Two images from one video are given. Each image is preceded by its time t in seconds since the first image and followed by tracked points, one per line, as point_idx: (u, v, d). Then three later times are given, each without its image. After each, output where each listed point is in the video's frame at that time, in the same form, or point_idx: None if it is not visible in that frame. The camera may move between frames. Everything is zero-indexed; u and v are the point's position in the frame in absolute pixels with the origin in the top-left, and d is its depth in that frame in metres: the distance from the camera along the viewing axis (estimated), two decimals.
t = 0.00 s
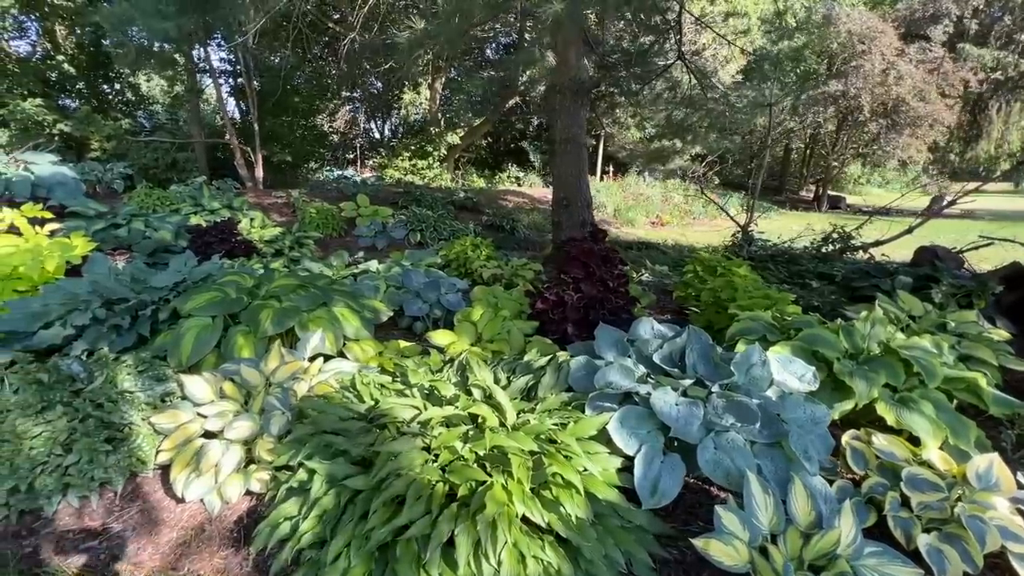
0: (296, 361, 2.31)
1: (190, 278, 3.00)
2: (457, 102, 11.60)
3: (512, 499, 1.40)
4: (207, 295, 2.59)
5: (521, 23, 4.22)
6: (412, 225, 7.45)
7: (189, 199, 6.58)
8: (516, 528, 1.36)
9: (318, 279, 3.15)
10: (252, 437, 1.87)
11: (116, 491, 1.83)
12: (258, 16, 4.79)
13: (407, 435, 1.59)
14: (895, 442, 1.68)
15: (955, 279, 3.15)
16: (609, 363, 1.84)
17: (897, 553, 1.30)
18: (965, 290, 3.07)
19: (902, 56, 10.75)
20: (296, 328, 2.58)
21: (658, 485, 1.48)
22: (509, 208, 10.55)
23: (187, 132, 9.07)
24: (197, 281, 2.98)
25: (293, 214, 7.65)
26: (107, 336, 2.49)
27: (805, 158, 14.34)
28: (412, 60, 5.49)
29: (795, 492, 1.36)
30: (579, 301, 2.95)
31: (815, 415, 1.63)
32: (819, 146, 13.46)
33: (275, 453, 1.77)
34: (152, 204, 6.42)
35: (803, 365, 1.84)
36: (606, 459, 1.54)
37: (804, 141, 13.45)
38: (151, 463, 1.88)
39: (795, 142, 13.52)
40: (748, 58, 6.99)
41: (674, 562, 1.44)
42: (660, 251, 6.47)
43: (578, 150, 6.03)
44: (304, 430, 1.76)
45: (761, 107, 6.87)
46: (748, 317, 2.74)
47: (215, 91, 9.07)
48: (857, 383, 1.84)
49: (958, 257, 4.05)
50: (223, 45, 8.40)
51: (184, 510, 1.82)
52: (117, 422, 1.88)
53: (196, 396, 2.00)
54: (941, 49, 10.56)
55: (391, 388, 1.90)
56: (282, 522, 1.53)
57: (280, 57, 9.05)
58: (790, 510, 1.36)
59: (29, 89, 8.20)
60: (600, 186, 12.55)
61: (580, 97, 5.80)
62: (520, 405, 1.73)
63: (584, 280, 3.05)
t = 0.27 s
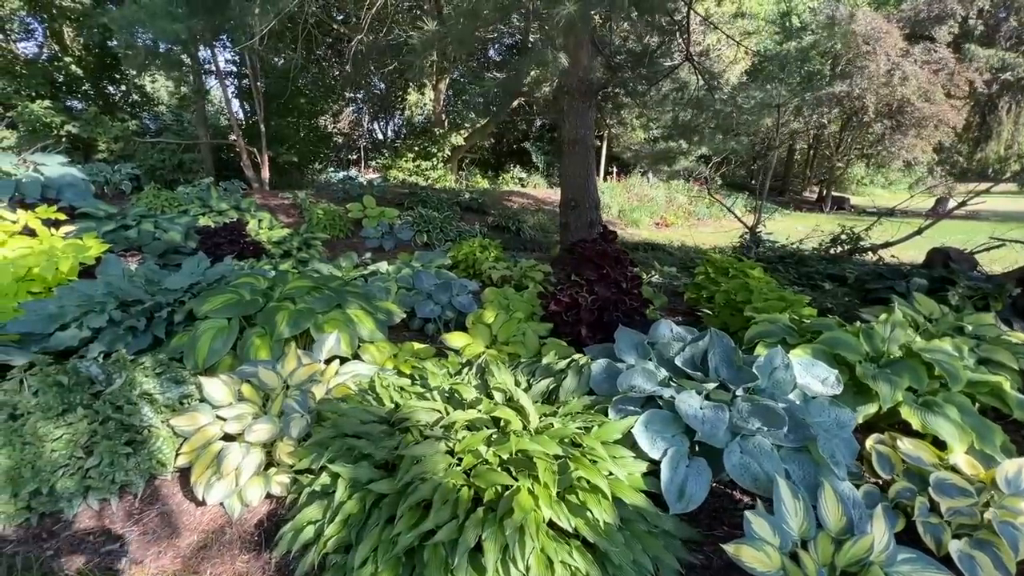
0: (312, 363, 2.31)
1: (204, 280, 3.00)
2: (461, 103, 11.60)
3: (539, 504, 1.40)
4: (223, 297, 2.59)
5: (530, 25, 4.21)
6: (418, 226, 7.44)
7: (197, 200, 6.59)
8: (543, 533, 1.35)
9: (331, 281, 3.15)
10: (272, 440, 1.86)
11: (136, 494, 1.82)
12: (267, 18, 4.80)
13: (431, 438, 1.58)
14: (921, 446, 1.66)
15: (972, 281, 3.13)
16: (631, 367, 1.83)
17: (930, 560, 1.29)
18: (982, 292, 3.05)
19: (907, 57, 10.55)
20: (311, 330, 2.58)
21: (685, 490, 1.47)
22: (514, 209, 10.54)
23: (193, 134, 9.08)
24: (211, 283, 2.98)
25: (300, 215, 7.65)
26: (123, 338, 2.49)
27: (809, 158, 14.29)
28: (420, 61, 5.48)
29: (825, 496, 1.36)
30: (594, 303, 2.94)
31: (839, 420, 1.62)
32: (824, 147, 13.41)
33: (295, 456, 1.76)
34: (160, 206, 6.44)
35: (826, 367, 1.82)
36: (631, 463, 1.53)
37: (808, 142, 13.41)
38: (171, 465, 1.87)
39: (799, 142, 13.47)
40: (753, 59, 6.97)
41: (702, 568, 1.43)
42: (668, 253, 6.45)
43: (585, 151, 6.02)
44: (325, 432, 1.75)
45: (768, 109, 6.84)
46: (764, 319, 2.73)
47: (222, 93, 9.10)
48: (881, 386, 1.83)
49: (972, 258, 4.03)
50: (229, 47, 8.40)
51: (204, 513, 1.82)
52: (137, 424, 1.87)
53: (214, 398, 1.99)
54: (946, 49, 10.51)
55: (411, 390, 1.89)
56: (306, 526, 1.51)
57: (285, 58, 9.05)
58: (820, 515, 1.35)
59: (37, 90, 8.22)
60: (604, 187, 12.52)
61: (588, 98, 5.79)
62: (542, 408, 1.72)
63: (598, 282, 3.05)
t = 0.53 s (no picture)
0: (329, 367, 2.30)
1: (216, 283, 3.00)
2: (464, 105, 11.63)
3: (567, 512, 1.39)
4: (237, 300, 2.58)
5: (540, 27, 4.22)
6: (424, 228, 7.44)
7: (203, 202, 6.58)
8: (573, 540, 1.34)
9: (343, 284, 3.15)
10: (293, 445, 1.85)
11: (155, 500, 1.81)
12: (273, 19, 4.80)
13: (456, 444, 1.57)
14: (946, 452, 1.66)
15: (984, 285, 3.14)
16: (653, 373, 1.83)
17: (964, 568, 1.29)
18: (995, 296, 3.06)
19: (909, 58, 10.60)
20: (326, 334, 2.58)
21: (712, 497, 1.46)
22: (517, 210, 10.53)
23: (197, 135, 9.08)
24: (223, 286, 2.97)
25: (305, 216, 7.65)
26: (138, 342, 2.48)
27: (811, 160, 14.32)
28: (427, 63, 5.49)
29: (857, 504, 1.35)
30: (607, 306, 2.95)
31: (864, 426, 1.62)
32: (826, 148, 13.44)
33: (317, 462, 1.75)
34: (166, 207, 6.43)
35: (848, 373, 1.82)
36: (658, 470, 1.52)
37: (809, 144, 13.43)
38: (190, 470, 1.86)
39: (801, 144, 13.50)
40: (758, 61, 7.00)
41: None
42: (674, 255, 6.45)
43: (592, 153, 6.02)
44: (347, 438, 1.75)
45: (773, 111, 6.86)
46: (778, 323, 2.73)
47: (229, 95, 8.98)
48: (904, 392, 1.82)
49: (981, 261, 4.04)
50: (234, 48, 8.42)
51: (224, 519, 1.81)
52: (156, 430, 1.86)
53: (233, 403, 1.98)
54: (946, 51, 10.56)
55: (431, 395, 1.89)
56: (331, 534, 1.50)
57: (288, 59, 9.05)
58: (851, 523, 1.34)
59: (41, 92, 8.19)
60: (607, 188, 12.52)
61: (595, 100, 5.78)
62: (566, 414, 1.71)
63: (611, 285, 3.05)
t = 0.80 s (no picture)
0: (344, 368, 2.28)
1: (227, 283, 2.98)
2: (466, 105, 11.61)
3: (595, 515, 1.37)
4: (250, 300, 2.57)
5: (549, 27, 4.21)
6: (428, 228, 7.43)
7: (208, 202, 6.56)
8: (601, 544, 1.33)
9: (355, 284, 3.14)
10: (312, 446, 1.83)
11: (172, 502, 1.79)
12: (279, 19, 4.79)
13: (479, 446, 1.56)
14: (973, 454, 1.64)
15: (999, 285, 3.13)
16: (676, 374, 1.81)
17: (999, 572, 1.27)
18: (1010, 297, 3.06)
19: (910, 59, 10.54)
20: (340, 334, 2.56)
21: (741, 500, 1.44)
22: (520, 210, 10.51)
23: (200, 135, 9.05)
24: (234, 287, 2.96)
25: (309, 216, 7.64)
26: (150, 342, 2.46)
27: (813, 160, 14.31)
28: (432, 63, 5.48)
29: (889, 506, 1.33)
30: (621, 307, 2.93)
31: (892, 427, 1.60)
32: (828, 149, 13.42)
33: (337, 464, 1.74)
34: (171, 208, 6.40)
35: (871, 374, 1.80)
36: (685, 472, 1.51)
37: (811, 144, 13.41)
38: (208, 472, 1.84)
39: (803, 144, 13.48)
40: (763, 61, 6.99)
41: None
42: (680, 255, 6.44)
43: (599, 154, 6.01)
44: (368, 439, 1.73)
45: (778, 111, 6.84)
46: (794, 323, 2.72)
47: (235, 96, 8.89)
48: (929, 393, 1.81)
49: (992, 261, 4.03)
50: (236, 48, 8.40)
51: (242, 522, 1.79)
52: (173, 432, 1.84)
53: (249, 404, 1.96)
54: (947, 51, 10.55)
55: (451, 396, 1.87)
56: (354, 537, 1.48)
57: (289, 59, 9.03)
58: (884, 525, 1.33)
59: (44, 91, 8.16)
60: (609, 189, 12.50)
61: (602, 100, 5.78)
62: (588, 416, 1.70)
63: (624, 286, 3.04)
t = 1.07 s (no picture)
0: (357, 367, 2.27)
1: (236, 282, 2.96)
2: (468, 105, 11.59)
3: (621, 515, 1.35)
4: (261, 299, 2.55)
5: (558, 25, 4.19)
6: (433, 228, 7.41)
7: (212, 201, 6.54)
8: (628, 544, 1.31)
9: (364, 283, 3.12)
10: (328, 446, 1.81)
11: (186, 502, 1.77)
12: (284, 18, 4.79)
13: (500, 445, 1.54)
14: (998, 453, 1.62)
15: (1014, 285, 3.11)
16: (695, 372, 1.79)
17: None
18: None
19: (911, 59, 10.46)
20: (352, 333, 2.54)
21: (767, 499, 1.42)
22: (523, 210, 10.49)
23: (202, 135, 9.03)
24: (243, 285, 2.93)
25: (312, 216, 7.62)
26: (161, 341, 2.44)
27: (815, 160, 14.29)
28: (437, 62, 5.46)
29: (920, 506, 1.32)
30: (633, 306, 2.91)
31: (917, 426, 1.58)
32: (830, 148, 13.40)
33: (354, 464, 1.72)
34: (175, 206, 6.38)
35: (893, 373, 1.78)
36: (710, 472, 1.49)
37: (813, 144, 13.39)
38: (223, 471, 1.82)
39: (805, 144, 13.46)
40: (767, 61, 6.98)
41: None
42: (685, 255, 6.42)
43: (605, 153, 5.99)
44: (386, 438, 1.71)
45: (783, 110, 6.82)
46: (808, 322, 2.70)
47: (238, 96, 8.88)
48: (951, 392, 1.79)
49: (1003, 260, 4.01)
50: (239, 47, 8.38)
51: (258, 522, 1.77)
52: (187, 431, 1.82)
53: (264, 404, 1.95)
54: (948, 51, 10.52)
55: (469, 395, 1.85)
56: (375, 538, 1.46)
57: (291, 58, 9.00)
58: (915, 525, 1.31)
59: (47, 90, 8.14)
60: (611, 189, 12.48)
61: (608, 99, 5.77)
62: (609, 415, 1.67)
63: (636, 285, 3.02)
